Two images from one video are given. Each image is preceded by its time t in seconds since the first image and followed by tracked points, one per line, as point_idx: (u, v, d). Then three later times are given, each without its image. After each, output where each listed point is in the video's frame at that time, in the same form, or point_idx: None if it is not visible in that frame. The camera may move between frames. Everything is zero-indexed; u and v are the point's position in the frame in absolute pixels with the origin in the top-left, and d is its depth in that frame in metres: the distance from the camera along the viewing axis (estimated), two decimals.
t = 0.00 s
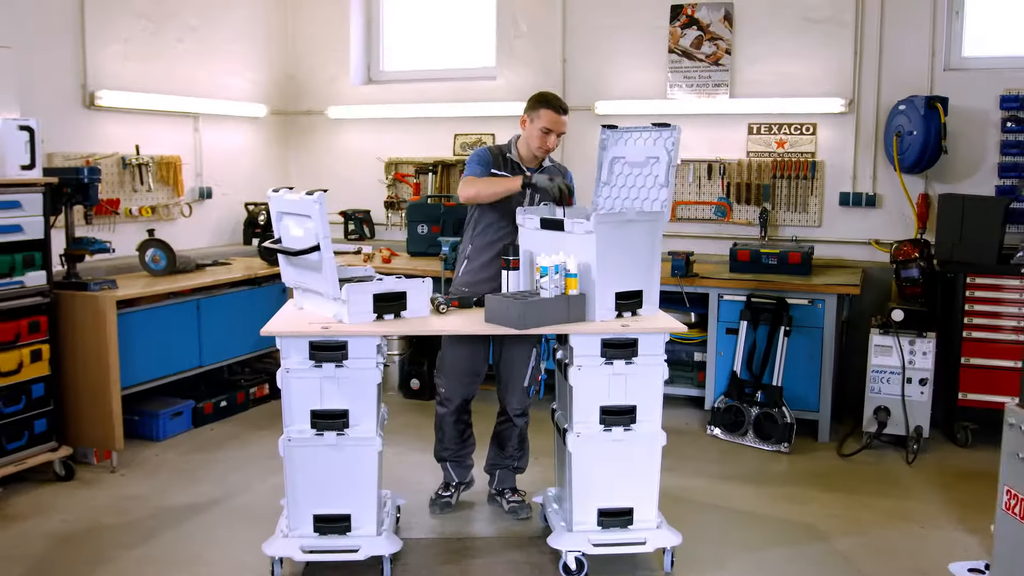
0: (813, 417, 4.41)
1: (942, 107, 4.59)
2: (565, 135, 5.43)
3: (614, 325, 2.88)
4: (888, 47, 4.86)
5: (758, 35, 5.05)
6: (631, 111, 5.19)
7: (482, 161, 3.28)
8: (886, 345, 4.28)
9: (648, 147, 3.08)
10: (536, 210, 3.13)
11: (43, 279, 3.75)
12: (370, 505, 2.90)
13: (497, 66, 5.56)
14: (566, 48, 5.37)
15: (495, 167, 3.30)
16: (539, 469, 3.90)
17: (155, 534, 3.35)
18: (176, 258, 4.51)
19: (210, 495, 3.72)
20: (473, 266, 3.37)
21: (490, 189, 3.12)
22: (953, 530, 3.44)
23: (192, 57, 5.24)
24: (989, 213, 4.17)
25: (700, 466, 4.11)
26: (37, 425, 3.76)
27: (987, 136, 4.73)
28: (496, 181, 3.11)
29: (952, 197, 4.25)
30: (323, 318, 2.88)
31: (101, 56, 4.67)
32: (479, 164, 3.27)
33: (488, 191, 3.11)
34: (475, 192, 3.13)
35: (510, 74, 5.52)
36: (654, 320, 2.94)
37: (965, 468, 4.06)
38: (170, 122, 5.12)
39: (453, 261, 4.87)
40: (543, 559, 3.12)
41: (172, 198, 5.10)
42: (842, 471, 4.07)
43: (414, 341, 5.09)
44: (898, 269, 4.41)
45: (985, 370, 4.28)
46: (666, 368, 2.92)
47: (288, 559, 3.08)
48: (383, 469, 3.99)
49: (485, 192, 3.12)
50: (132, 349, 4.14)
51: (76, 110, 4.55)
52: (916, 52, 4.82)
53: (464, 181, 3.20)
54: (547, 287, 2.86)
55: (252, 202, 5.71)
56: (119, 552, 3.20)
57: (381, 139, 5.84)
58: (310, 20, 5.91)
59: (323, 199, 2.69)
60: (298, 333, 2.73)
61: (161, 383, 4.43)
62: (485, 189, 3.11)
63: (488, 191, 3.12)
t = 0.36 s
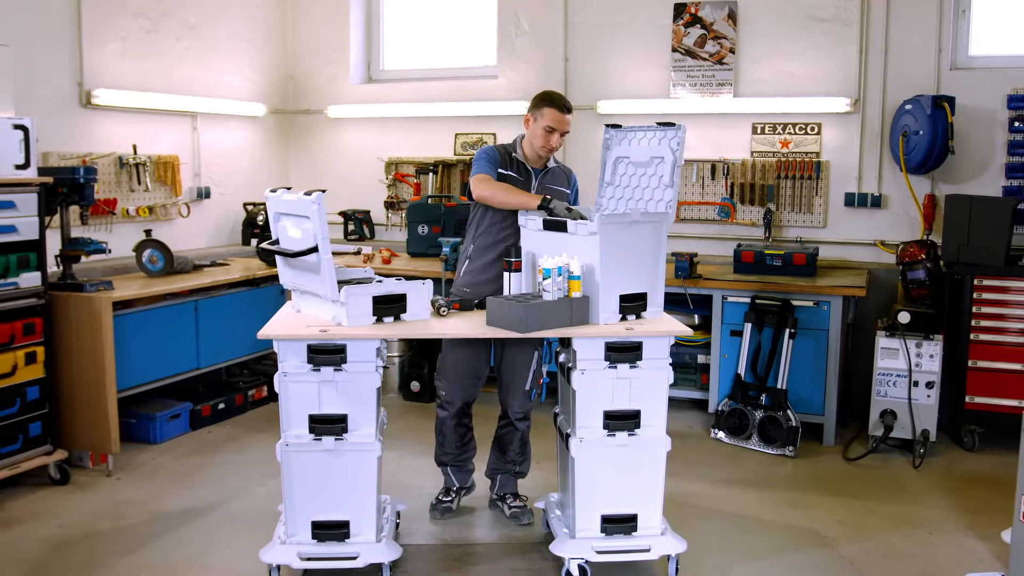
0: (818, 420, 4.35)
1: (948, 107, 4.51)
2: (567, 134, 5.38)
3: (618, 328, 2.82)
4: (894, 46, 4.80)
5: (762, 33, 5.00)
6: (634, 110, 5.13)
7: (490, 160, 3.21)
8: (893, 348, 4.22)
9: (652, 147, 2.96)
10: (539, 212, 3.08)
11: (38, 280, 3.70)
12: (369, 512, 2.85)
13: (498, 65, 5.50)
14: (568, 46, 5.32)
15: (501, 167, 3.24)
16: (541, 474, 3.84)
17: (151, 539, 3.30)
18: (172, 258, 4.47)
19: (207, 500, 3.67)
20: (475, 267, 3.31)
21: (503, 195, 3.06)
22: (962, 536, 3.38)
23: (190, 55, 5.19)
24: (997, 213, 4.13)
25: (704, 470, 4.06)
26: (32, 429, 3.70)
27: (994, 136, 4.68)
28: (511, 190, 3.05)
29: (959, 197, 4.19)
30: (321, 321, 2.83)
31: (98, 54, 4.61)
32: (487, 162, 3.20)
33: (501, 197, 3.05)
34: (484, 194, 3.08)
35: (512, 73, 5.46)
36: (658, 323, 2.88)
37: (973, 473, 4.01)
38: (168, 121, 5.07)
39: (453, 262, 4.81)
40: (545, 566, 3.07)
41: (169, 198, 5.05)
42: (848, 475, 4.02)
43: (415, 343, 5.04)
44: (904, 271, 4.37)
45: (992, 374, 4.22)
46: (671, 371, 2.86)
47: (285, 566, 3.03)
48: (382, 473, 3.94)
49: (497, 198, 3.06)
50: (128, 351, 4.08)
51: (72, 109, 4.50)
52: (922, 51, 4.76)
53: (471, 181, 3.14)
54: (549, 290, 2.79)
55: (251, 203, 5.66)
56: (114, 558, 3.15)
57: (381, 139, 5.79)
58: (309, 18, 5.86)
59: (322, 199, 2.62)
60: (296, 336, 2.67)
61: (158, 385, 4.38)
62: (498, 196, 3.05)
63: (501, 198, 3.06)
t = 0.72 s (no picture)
0: (824, 424, 4.29)
1: (956, 106, 4.47)
2: (569, 134, 5.32)
3: (622, 332, 2.76)
4: (900, 44, 4.74)
5: (766, 32, 4.94)
6: (637, 110, 5.07)
7: (490, 160, 3.16)
8: (899, 351, 4.16)
9: (657, 146, 2.97)
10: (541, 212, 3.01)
11: (32, 281, 3.64)
12: (369, 518, 2.79)
13: (499, 63, 5.44)
14: (570, 44, 5.26)
15: (502, 167, 3.19)
16: (542, 479, 3.78)
17: (146, 545, 3.24)
18: (170, 259, 4.42)
19: (203, 505, 3.61)
20: (476, 269, 3.25)
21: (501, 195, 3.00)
22: (971, 543, 3.32)
23: (187, 53, 5.13)
24: (1004, 214, 4.04)
25: (708, 474, 4.00)
26: (26, 432, 3.65)
27: (1002, 136, 4.61)
28: (511, 191, 2.98)
29: (967, 197, 4.13)
30: (318, 324, 2.77)
31: (94, 53, 4.56)
32: (487, 162, 3.14)
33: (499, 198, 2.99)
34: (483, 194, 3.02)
35: (513, 71, 5.40)
36: (663, 326, 2.82)
37: (980, 478, 3.95)
38: (165, 120, 5.01)
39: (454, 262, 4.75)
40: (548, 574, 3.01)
41: (167, 198, 4.99)
42: (853, 480, 3.96)
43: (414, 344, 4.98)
44: (911, 272, 4.32)
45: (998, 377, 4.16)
46: (676, 376, 2.80)
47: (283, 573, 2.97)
48: (382, 478, 3.88)
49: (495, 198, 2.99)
50: (124, 353, 4.03)
51: (68, 107, 4.44)
52: (929, 50, 4.70)
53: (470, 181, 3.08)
54: (552, 292, 2.72)
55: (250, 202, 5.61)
56: (108, 564, 3.09)
57: (381, 138, 5.73)
58: (308, 16, 5.80)
59: (319, 200, 2.56)
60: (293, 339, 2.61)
61: (154, 388, 4.32)
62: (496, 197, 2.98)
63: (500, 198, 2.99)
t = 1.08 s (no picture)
0: (830, 427, 4.23)
1: (964, 105, 4.39)
2: (572, 133, 5.26)
3: (627, 336, 2.69)
4: (907, 43, 4.68)
5: (771, 30, 4.88)
6: (640, 109, 5.01)
7: (488, 161, 3.10)
8: (906, 354, 4.10)
9: (663, 146, 2.92)
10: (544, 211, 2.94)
11: (26, 282, 3.58)
12: (368, 525, 2.73)
13: (501, 62, 5.38)
14: (573, 43, 5.20)
15: (500, 167, 3.14)
16: (545, 485, 3.73)
17: (141, 552, 3.18)
18: (166, 259, 4.35)
19: (200, 510, 3.55)
20: (476, 271, 3.19)
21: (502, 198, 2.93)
22: (982, 551, 3.26)
23: (185, 51, 5.07)
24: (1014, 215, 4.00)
25: (713, 479, 3.94)
26: (19, 436, 3.59)
27: (1010, 136, 4.55)
28: (511, 193, 2.92)
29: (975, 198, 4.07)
30: (317, 327, 2.70)
31: (91, 51, 4.50)
32: (485, 162, 3.09)
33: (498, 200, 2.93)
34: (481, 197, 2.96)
35: (515, 70, 5.35)
36: (669, 330, 2.77)
37: (989, 483, 3.89)
38: (163, 118, 4.95)
39: (455, 263, 4.69)
40: None
41: (164, 197, 4.93)
42: (861, 485, 3.90)
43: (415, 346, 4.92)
44: (918, 274, 4.25)
45: (1007, 380, 4.10)
46: (682, 381, 2.75)
47: None
48: (381, 482, 3.82)
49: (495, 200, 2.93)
50: (120, 355, 3.96)
51: (64, 106, 4.38)
52: (936, 48, 4.64)
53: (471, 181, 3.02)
54: (555, 295, 2.65)
55: (248, 202, 5.55)
56: (102, 572, 3.03)
57: (381, 137, 5.67)
58: (308, 14, 5.74)
59: (318, 200, 2.50)
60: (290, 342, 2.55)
61: (151, 390, 4.26)
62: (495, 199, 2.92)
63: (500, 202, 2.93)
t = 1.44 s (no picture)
0: (835, 432, 4.17)
1: (972, 105, 4.33)
2: (574, 133, 5.19)
3: (633, 340, 2.62)
4: (913, 42, 4.62)
5: (776, 28, 4.82)
6: (642, 108, 4.95)
7: (475, 165, 3.06)
8: (914, 357, 4.04)
9: (668, 145, 2.86)
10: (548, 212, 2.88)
11: (18, 284, 3.51)
12: (367, 534, 2.67)
13: (502, 60, 5.32)
14: (574, 41, 5.14)
15: (489, 169, 3.07)
16: (547, 490, 3.66)
17: (134, 559, 3.12)
18: (163, 260, 4.29)
19: (196, 516, 3.48)
20: (476, 275, 3.13)
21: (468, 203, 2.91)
22: (992, 559, 3.20)
23: (182, 50, 5.01)
24: None
25: (717, 485, 3.88)
26: (11, 440, 3.53)
27: (1019, 136, 4.49)
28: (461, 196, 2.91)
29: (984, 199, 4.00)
30: (314, 331, 2.64)
31: (86, 49, 4.43)
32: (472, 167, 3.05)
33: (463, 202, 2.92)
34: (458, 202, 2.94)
35: (515, 69, 5.28)
36: (675, 334, 2.70)
37: (998, 489, 3.83)
38: (159, 118, 4.89)
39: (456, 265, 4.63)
40: None
41: (161, 197, 4.87)
42: (867, 490, 3.84)
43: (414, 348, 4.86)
44: (925, 276, 4.18)
45: (1016, 384, 4.04)
46: (688, 387, 2.68)
47: None
48: (380, 488, 3.76)
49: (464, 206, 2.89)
50: (114, 358, 3.90)
51: (58, 104, 4.32)
52: (943, 47, 4.58)
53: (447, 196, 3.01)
54: (559, 299, 2.58)
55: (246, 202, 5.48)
56: None
57: (380, 137, 5.61)
58: (306, 12, 5.68)
59: (315, 201, 2.44)
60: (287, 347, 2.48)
61: (147, 393, 4.20)
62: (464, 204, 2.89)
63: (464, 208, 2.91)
